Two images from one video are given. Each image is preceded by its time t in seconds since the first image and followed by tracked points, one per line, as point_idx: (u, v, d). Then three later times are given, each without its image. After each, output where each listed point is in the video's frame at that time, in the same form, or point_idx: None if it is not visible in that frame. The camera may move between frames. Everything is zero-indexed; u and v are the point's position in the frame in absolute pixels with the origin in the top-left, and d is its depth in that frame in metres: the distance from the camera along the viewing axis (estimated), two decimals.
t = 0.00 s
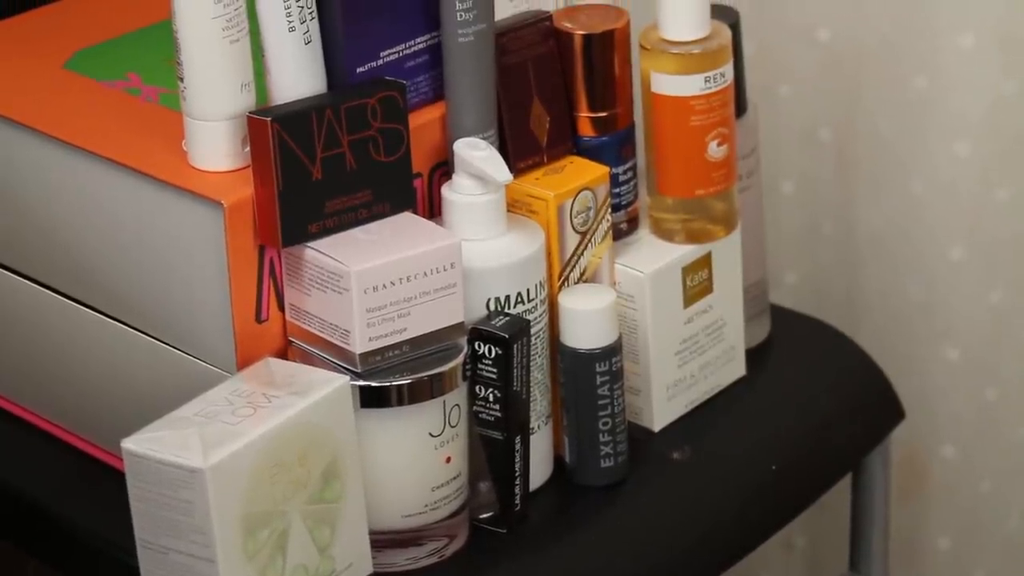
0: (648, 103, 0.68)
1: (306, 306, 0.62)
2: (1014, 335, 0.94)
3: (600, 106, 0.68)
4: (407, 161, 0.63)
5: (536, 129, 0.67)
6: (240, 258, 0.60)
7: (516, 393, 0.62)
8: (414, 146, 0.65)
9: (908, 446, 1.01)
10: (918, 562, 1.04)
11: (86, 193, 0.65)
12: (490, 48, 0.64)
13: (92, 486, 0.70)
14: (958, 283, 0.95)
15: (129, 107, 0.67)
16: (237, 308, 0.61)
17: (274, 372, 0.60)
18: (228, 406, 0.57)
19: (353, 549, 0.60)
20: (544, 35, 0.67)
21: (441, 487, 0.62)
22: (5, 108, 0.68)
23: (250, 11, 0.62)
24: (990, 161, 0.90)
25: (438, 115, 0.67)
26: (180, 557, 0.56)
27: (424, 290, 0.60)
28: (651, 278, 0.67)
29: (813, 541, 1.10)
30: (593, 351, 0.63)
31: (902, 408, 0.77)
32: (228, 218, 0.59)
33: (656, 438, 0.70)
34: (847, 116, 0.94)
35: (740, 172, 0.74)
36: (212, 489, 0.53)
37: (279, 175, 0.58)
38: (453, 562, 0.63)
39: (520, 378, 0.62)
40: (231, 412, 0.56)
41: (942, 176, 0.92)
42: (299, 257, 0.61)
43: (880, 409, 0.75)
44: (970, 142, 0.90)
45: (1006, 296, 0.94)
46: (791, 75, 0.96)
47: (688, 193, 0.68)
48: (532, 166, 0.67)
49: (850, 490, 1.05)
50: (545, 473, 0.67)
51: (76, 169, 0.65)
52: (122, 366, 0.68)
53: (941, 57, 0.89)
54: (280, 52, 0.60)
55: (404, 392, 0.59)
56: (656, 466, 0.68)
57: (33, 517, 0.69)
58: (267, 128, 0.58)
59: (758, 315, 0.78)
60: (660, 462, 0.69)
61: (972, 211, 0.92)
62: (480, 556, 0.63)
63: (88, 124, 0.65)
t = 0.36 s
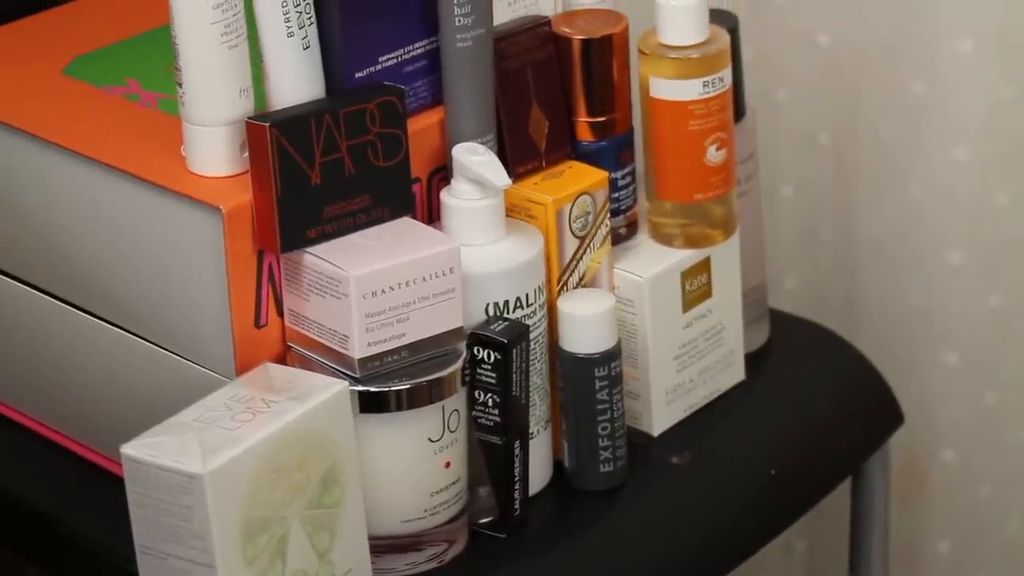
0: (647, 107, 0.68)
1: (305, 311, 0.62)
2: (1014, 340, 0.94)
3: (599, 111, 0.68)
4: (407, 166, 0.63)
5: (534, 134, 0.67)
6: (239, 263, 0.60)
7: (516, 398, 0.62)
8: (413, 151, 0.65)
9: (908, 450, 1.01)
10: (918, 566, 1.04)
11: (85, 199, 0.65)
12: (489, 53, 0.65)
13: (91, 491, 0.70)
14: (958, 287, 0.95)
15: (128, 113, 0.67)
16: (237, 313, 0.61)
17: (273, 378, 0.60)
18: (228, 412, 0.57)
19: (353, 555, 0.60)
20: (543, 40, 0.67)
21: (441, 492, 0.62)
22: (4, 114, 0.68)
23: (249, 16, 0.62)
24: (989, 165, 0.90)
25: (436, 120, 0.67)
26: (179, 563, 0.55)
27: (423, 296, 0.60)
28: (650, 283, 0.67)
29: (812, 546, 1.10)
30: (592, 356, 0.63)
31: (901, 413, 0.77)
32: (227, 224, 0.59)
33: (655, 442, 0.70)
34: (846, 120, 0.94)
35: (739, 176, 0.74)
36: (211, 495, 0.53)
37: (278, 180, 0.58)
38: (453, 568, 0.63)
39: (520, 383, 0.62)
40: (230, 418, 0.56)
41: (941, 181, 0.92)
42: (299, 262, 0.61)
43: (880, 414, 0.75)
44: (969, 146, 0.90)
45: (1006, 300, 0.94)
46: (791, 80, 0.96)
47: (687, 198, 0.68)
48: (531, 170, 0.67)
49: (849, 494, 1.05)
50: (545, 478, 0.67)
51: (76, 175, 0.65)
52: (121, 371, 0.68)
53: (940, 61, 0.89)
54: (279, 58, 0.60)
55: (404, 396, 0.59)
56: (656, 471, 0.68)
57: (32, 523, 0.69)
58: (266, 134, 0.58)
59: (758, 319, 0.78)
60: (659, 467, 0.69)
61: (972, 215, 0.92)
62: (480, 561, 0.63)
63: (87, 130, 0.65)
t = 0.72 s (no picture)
0: (646, 115, 0.68)
1: (304, 318, 0.62)
2: (1014, 346, 0.94)
3: (598, 118, 0.68)
4: (406, 174, 0.63)
5: (534, 141, 0.67)
6: (238, 271, 0.60)
7: (515, 405, 0.62)
8: (412, 158, 0.65)
9: (908, 456, 1.01)
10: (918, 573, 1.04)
11: (85, 206, 0.65)
12: (488, 60, 0.64)
13: (91, 499, 0.70)
14: (957, 293, 0.95)
15: (127, 120, 0.67)
16: (237, 320, 0.61)
17: (273, 386, 0.60)
18: (227, 420, 0.57)
19: (352, 563, 0.60)
20: (542, 47, 0.67)
21: (440, 499, 0.62)
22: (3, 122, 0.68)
23: (248, 24, 0.62)
24: (988, 172, 0.90)
25: (436, 127, 0.67)
26: (179, 571, 0.55)
27: (422, 303, 0.60)
28: (650, 290, 0.67)
29: (812, 552, 1.10)
30: (592, 363, 0.63)
31: (901, 420, 0.77)
32: (226, 231, 0.59)
33: (655, 450, 0.70)
34: (846, 126, 0.95)
35: (739, 184, 0.74)
36: (211, 503, 0.53)
37: (277, 187, 0.58)
38: None
39: (519, 391, 0.62)
40: (229, 425, 0.56)
41: (940, 187, 0.92)
42: (298, 270, 0.61)
43: (880, 420, 0.75)
44: (969, 153, 0.90)
45: (1006, 306, 0.93)
46: (790, 86, 0.96)
47: (686, 205, 0.68)
48: (530, 178, 0.67)
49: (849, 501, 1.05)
50: (544, 485, 0.67)
51: (75, 182, 0.65)
52: (121, 379, 0.68)
53: (939, 68, 0.89)
54: (279, 66, 0.60)
55: (403, 404, 0.59)
56: (656, 478, 0.68)
57: (31, 531, 0.69)
58: (265, 141, 0.58)
59: (757, 326, 0.78)
60: (659, 474, 0.69)
61: (971, 221, 0.92)
62: (480, 569, 0.63)
63: (86, 137, 0.65)
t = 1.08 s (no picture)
0: (634, 137, 0.68)
1: (291, 341, 0.62)
2: (1004, 368, 0.94)
3: (586, 140, 0.68)
4: (393, 196, 0.63)
5: (522, 163, 0.67)
6: (225, 294, 0.60)
7: (503, 428, 0.62)
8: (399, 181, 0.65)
9: (897, 478, 1.01)
10: None
11: (72, 229, 0.65)
12: (476, 82, 0.64)
13: (78, 523, 0.69)
14: (946, 316, 0.95)
15: (114, 143, 0.67)
16: (223, 344, 0.61)
17: (260, 409, 0.60)
18: (215, 443, 0.56)
19: None
20: (530, 69, 0.67)
21: (428, 522, 0.61)
22: None
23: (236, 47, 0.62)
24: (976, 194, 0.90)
25: (423, 150, 0.67)
26: None
27: (410, 326, 0.60)
28: (637, 312, 0.67)
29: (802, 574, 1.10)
30: (579, 385, 0.63)
31: (889, 441, 0.77)
32: (214, 253, 0.59)
33: (643, 472, 0.70)
34: (834, 148, 0.95)
35: (726, 206, 0.74)
36: (198, 526, 0.52)
37: (265, 210, 0.58)
38: None
39: (507, 413, 0.62)
40: (217, 449, 0.56)
41: (930, 209, 0.92)
42: (285, 292, 0.61)
43: (867, 441, 0.75)
44: (957, 174, 0.91)
45: (994, 328, 0.93)
46: (779, 109, 0.96)
47: (674, 227, 0.69)
48: (518, 200, 0.67)
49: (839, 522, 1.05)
50: (532, 508, 0.67)
51: (63, 205, 0.65)
52: (108, 402, 0.68)
53: (928, 91, 0.89)
54: (267, 89, 0.60)
55: (390, 426, 0.59)
56: (644, 500, 0.68)
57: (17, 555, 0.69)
58: (253, 164, 0.58)
59: (745, 348, 0.78)
60: (647, 496, 0.68)
61: (959, 243, 0.92)
62: None
63: (73, 160, 0.65)
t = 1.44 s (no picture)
0: (628, 165, 0.68)
1: (287, 371, 0.61)
2: (999, 397, 0.94)
3: (580, 169, 0.68)
4: (389, 226, 0.63)
5: (516, 193, 0.67)
6: (221, 325, 0.60)
7: (499, 457, 0.62)
8: (394, 211, 0.66)
9: (892, 505, 1.01)
10: None
11: (69, 260, 0.65)
12: (470, 111, 0.65)
13: (74, 554, 0.69)
14: (941, 343, 0.94)
15: (110, 174, 0.68)
16: (220, 374, 0.61)
17: (256, 439, 0.59)
18: (211, 473, 0.56)
19: None
20: (524, 98, 0.67)
21: (424, 552, 0.62)
22: None
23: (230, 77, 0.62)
24: (969, 224, 0.91)
25: (418, 180, 0.67)
26: None
27: (406, 355, 0.60)
28: (633, 341, 0.67)
29: None
30: (575, 415, 0.63)
31: (885, 469, 0.77)
32: (210, 284, 0.59)
33: (638, 501, 0.70)
34: (828, 176, 0.95)
35: (720, 235, 0.75)
36: (195, 556, 0.52)
37: (261, 241, 0.58)
38: None
39: (503, 442, 0.62)
40: (213, 479, 0.56)
41: (922, 237, 0.93)
42: (281, 322, 0.61)
43: (863, 470, 0.75)
44: (950, 206, 0.91)
45: (990, 356, 0.93)
46: (773, 138, 0.97)
47: (669, 255, 0.69)
48: (513, 230, 0.67)
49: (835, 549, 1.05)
50: (528, 537, 0.66)
51: (60, 236, 0.65)
52: (105, 432, 0.68)
53: (920, 120, 0.89)
54: (262, 119, 0.60)
55: (387, 456, 0.59)
56: (641, 529, 0.68)
57: None
58: (248, 194, 0.58)
59: (740, 376, 0.78)
60: (643, 525, 0.68)
61: (953, 272, 0.92)
62: None
63: (70, 191, 0.65)
